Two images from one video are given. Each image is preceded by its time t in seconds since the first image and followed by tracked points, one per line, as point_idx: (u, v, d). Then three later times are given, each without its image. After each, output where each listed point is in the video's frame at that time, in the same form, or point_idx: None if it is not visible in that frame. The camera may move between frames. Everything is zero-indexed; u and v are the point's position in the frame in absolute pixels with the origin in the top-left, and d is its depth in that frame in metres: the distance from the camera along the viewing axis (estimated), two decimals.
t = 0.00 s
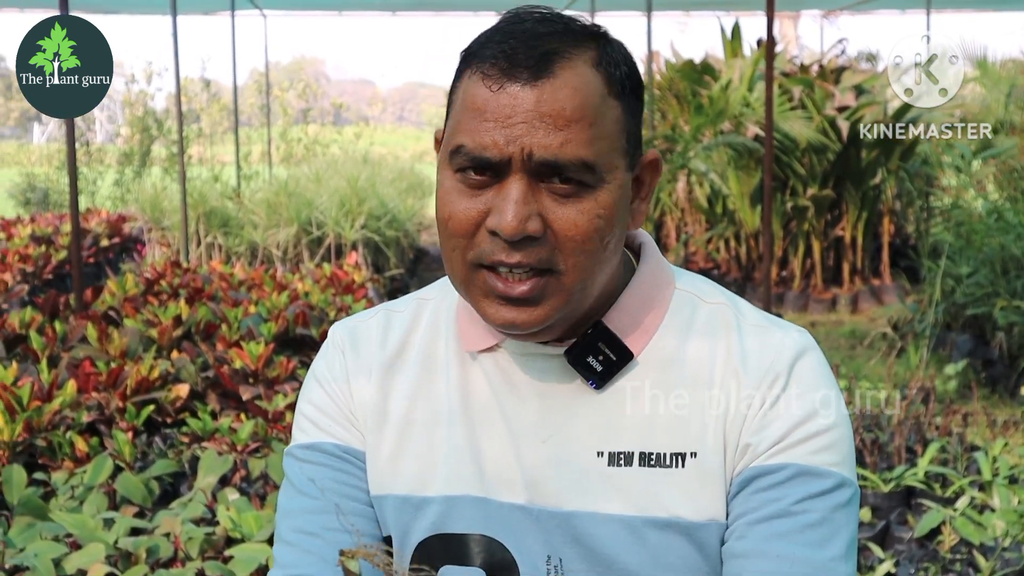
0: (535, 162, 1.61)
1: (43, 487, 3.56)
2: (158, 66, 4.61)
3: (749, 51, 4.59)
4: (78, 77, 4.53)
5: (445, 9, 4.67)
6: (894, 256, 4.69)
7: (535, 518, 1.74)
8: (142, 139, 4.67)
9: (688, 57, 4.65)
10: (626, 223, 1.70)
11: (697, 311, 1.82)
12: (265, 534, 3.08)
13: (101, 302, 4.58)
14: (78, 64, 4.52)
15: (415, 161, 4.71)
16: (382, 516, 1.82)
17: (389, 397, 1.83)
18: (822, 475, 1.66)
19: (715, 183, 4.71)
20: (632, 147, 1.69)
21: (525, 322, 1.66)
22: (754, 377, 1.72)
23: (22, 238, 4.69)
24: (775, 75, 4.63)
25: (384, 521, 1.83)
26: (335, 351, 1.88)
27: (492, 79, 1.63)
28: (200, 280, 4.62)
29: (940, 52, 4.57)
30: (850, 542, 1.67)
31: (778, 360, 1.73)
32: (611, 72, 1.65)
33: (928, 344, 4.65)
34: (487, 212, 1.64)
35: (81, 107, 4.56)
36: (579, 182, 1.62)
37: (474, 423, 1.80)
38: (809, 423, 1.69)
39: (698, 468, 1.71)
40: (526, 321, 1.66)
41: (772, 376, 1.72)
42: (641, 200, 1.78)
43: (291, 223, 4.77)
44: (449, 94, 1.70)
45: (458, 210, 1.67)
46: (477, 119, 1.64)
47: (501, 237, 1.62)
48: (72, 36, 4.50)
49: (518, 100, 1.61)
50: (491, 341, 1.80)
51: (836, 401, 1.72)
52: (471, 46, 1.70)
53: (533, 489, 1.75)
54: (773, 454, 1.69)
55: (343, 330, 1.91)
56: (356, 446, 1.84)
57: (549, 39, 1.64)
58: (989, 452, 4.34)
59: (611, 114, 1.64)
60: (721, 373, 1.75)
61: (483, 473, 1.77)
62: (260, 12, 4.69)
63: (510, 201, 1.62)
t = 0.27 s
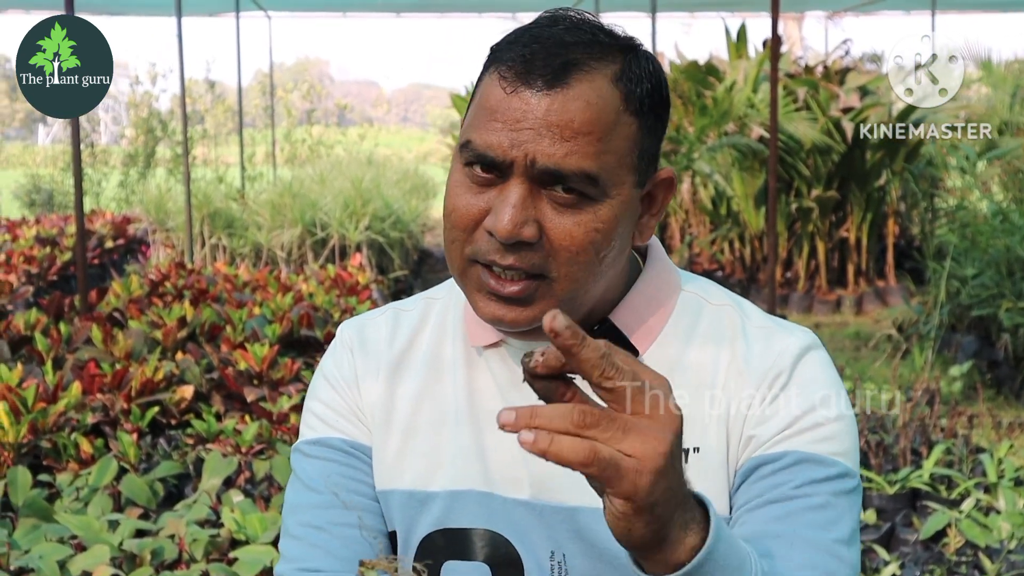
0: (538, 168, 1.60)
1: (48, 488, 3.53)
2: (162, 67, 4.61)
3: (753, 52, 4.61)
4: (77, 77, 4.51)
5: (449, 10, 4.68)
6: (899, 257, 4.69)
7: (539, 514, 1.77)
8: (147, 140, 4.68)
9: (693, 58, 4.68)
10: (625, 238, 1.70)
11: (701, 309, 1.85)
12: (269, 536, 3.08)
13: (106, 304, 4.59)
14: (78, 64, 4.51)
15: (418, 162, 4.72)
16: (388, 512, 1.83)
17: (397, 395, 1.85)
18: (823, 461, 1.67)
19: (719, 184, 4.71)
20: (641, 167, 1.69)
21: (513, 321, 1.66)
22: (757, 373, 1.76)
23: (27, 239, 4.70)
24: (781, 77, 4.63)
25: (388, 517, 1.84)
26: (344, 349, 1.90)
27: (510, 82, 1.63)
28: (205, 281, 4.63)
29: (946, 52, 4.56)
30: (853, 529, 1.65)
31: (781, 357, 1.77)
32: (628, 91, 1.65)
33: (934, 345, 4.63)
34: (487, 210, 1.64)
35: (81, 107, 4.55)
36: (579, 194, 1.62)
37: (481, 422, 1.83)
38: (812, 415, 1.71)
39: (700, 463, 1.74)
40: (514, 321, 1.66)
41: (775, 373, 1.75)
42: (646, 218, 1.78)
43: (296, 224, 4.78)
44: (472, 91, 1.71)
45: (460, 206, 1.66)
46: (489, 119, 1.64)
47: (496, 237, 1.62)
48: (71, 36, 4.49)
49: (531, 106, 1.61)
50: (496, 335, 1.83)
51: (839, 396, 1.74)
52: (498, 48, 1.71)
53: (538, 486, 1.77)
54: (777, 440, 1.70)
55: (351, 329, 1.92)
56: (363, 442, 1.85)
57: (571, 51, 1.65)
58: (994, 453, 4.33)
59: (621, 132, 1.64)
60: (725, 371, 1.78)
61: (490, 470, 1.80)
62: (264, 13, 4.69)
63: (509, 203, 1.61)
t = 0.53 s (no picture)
0: (567, 156, 1.60)
1: (50, 489, 3.54)
2: (164, 67, 4.62)
3: (755, 52, 4.62)
4: (78, 77, 4.51)
5: (451, 11, 4.68)
6: (901, 258, 4.69)
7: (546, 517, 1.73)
8: (149, 141, 4.69)
9: (694, 59, 4.65)
10: (648, 225, 1.70)
11: (707, 314, 1.84)
12: (271, 537, 3.07)
13: (108, 305, 4.59)
14: (78, 64, 4.52)
15: (421, 163, 4.72)
16: (394, 516, 1.78)
17: (403, 397, 1.81)
18: (832, 468, 1.65)
19: (722, 185, 4.74)
20: (659, 154, 1.70)
21: (545, 314, 1.64)
22: (765, 377, 1.73)
23: (29, 240, 4.71)
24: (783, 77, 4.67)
25: (394, 521, 1.79)
26: (348, 353, 1.86)
27: (533, 72, 1.63)
28: (206, 282, 4.67)
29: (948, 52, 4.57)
30: (864, 537, 1.62)
31: (789, 361, 1.74)
32: (647, 77, 1.66)
33: (936, 346, 4.62)
34: (516, 202, 1.63)
35: (80, 107, 4.54)
36: (608, 180, 1.62)
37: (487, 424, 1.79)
38: (822, 420, 1.68)
39: (708, 467, 1.71)
40: (547, 313, 1.64)
41: (783, 377, 1.73)
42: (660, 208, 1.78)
43: (297, 225, 4.80)
44: (487, 86, 1.70)
45: (486, 199, 1.65)
46: (513, 110, 1.63)
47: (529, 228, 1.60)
48: (72, 36, 4.50)
49: (556, 95, 1.61)
50: (503, 338, 1.81)
51: (846, 401, 1.72)
52: (512, 41, 1.70)
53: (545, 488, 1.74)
54: (784, 449, 1.69)
55: (356, 332, 1.88)
56: (368, 446, 1.81)
57: (589, 39, 1.65)
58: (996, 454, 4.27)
59: (643, 118, 1.65)
60: (733, 375, 1.76)
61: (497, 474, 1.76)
62: (266, 14, 4.70)
63: (540, 192, 1.60)
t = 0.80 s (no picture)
0: (586, 172, 1.60)
1: (53, 490, 3.54)
2: (166, 69, 4.63)
3: (755, 53, 4.65)
4: (77, 77, 4.52)
5: (452, 12, 4.69)
6: (902, 259, 4.70)
7: (551, 524, 1.68)
8: (150, 142, 4.69)
9: (696, 60, 4.70)
10: (661, 235, 1.71)
11: (715, 323, 1.78)
12: (273, 538, 3.07)
13: (110, 305, 4.55)
14: (78, 64, 4.53)
15: (421, 164, 4.77)
16: (397, 521, 1.74)
17: (408, 400, 1.76)
18: (836, 487, 1.62)
19: (722, 186, 4.77)
20: (672, 163, 1.70)
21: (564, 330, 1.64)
22: (772, 387, 1.68)
23: (30, 241, 4.71)
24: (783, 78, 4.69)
25: (397, 526, 1.75)
26: (351, 354, 1.80)
27: (548, 86, 1.61)
28: (208, 283, 4.64)
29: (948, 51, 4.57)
30: (864, 555, 1.62)
31: (796, 372, 1.69)
32: (660, 88, 1.66)
33: (937, 347, 4.62)
34: (535, 219, 1.62)
35: (78, 108, 4.54)
36: (626, 194, 1.62)
37: (492, 429, 1.73)
38: (827, 435, 1.64)
39: (715, 479, 1.66)
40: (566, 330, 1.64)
41: (789, 386, 1.68)
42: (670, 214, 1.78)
43: (298, 226, 4.81)
44: (498, 97, 1.68)
45: (503, 215, 1.64)
46: (529, 125, 1.62)
47: (549, 245, 1.60)
48: (71, 36, 4.51)
49: (573, 109, 1.60)
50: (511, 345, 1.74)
51: (852, 412, 1.67)
52: (522, 51, 1.68)
53: (551, 496, 1.68)
54: (788, 467, 1.64)
55: (359, 332, 1.82)
56: (372, 450, 1.75)
57: (604, 50, 1.64)
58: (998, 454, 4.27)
59: (658, 130, 1.65)
60: (739, 384, 1.70)
61: (501, 480, 1.71)
62: (267, 15, 4.72)
63: (559, 209, 1.60)
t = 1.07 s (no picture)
0: (583, 178, 1.51)
1: (54, 493, 3.53)
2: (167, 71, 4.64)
3: (758, 56, 4.72)
4: (78, 78, 4.37)
5: (453, 14, 4.67)
6: (902, 262, 4.90)
7: (554, 530, 1.66)
8: (150, 143, 4.71)
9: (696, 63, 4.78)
10: (661, 241, 1.62)
11: (716, 325, 1.75)
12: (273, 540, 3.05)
13: (110, 307, 4.43)
14: (78, 65, 4.38)
15: (421, 166, 4.86)
16: (400, 524, 1.72)
17: (409, 406, 1.74)
18: (841, 491, 1.59)
19: (723, 188, 4.89)
20: (673, 167, 1.61)
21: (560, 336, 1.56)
22: (775, 389, 1.66)
23: (31, 242, 4.72)
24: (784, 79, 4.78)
25: (400, 531, 1.72)
26: (352, 360, 1.78)
27: (544, 89, 1.52)
28: (210, 286, 4.54)
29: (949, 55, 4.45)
30: (868, 561, 1.59)
31: (797, 376, 1.67)
32: (660, 90, 1.56)
33: (938, 350, 4.55)
34: (530, 226, 1.54)
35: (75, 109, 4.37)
36: (624, 200, 1.53)
37: (494, 435, 1.71)
38: (829, 438, 1.62)
39: (719, 482, 1.64)
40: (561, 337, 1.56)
41: (792, 389, 1.65)
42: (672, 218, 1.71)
43: (299, 227, 4.83)
44: (493, 102, 1.59)
45: (498, 223, 1.56)
46: (523, 130, 1.53)
47: (544, 252, 1.52)
48: (72, 36, 4.36)
49: (569, 113, 1.51)
50: (511, 351, 1.72)
51: (854, 415, 1.65)
52: (520, 54, 1.59)
53: (553, 501, 1.67)
54: (792, 469, 1.61)
55: (360, 338, 1.80)
56: (375, 456, 1.73)
57: (601, 52, 1.55)
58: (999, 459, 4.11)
59: (658, 133, 1.55)
60: (741, 387, 1.68)
61: (503, 484, 1.69)
62: (267, 17, 4.74)
63: (555, 214, 1.52)
